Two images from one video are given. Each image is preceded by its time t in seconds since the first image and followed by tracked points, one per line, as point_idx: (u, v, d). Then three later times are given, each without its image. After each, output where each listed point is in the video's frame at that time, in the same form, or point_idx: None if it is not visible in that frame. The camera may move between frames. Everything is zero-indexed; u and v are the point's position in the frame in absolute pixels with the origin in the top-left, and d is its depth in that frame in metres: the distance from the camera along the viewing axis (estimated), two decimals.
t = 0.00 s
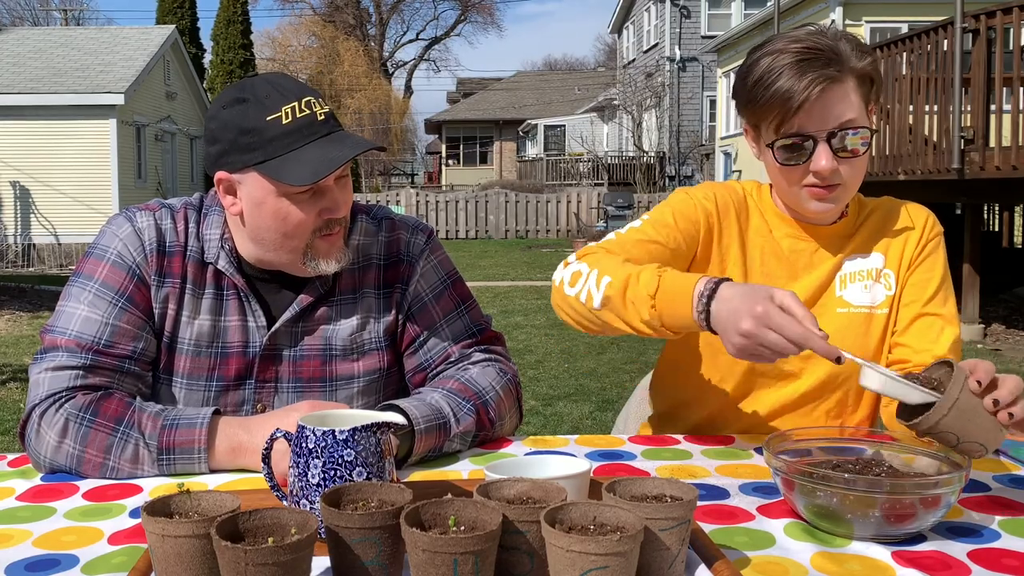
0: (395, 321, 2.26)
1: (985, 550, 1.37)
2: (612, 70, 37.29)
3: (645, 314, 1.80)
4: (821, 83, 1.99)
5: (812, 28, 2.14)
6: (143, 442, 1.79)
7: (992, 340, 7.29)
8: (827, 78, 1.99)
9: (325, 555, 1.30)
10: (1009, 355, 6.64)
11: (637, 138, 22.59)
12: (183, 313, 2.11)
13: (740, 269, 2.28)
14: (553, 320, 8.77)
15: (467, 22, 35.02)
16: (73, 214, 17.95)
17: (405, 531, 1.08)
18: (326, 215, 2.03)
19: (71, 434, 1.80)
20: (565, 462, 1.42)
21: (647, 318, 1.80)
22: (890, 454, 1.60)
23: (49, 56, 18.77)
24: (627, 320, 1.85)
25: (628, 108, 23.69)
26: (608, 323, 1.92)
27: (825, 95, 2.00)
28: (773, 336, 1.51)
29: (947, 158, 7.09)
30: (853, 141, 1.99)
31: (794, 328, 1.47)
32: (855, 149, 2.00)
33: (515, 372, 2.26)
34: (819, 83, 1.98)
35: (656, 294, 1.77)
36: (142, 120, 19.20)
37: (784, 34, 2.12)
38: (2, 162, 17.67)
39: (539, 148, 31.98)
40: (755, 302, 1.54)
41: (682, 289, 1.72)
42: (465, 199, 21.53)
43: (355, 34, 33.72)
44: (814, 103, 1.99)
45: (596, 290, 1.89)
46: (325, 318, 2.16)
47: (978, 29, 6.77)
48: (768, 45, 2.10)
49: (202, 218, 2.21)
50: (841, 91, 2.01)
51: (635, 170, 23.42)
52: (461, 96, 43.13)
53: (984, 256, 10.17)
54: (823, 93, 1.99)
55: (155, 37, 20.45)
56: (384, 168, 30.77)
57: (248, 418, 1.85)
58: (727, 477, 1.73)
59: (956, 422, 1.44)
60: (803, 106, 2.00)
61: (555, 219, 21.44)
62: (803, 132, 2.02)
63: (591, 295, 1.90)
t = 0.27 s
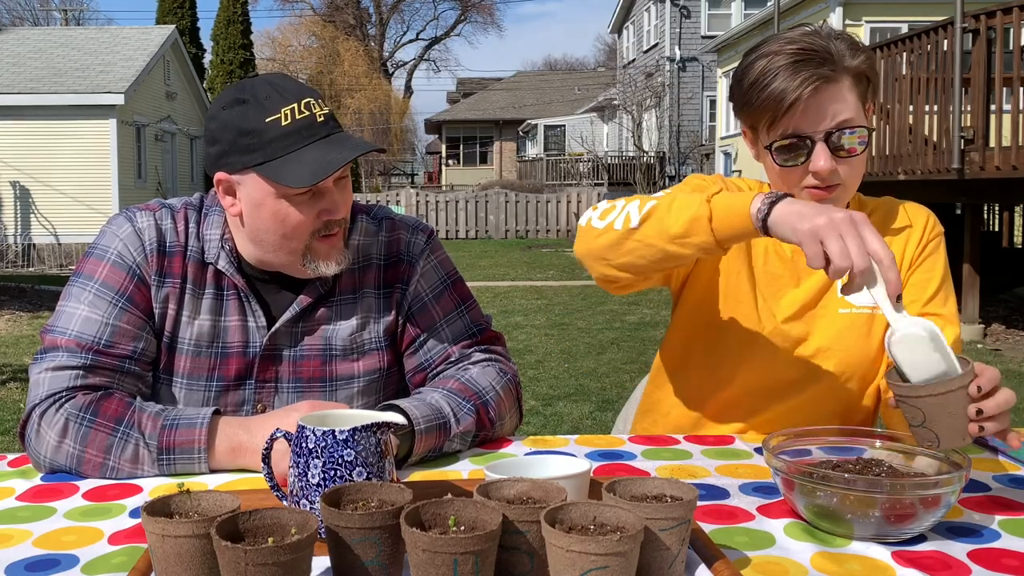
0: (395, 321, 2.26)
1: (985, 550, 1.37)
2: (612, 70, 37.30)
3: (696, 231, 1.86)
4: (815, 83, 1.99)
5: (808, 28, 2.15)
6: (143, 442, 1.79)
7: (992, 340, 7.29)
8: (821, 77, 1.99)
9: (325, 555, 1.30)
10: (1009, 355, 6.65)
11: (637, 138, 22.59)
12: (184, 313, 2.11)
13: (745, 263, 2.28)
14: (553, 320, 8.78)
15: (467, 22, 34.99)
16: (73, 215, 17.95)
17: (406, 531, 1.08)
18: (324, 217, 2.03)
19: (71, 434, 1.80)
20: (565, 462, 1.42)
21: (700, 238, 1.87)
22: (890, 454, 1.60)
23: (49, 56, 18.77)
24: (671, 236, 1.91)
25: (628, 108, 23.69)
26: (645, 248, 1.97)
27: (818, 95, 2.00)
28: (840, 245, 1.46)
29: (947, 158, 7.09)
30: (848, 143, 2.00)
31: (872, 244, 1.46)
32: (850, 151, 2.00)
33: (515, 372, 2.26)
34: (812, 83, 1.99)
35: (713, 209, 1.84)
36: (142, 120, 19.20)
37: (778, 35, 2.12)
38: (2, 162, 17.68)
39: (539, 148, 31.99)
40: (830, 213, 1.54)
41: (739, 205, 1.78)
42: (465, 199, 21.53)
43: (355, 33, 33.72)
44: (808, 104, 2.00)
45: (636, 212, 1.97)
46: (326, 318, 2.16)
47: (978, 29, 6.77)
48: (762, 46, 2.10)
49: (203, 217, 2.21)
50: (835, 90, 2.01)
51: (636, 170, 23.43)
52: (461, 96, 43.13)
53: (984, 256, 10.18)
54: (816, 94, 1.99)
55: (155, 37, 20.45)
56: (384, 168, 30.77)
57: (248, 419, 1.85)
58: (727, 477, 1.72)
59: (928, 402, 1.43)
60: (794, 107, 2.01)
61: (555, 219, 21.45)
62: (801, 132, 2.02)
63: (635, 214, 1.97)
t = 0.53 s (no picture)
0: (395, 320, 2.26)
1: (984, 550, 1.37)
2: (612, 70, 37.29)
3: (698, 209, 1.88)
4: (822, 83, 1.99)
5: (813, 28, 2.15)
6: (143, 442, 1.79)
7: (992, 340, 7.29)
8: (827, 77, 1.99)
9: (325, 555, 1.30)
10: (1009, 355, 6.65)
11: (637, 138, 22.59)
12: (184, 313, 2.11)
13: (745, 262, 2.28)
14: (553, 320, 8.78)
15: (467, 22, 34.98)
16: (73, 215, 17.96)
17: (405, 532, 1.08)
18: (325, 215, 2.03)
19: (71, 434, 1.80)
20: (565, 462, 1.42)
21: (700, 217, 1.88)
22: (890, 454, 1.60)
23: (49, 56, 18.77)
24: (672, 219, 1.92)
25: (628, 108, 23.69)
26: (647, 235, 1.97)
27: (825, 95, 2.00)
28: (844, 198, 1.56)
29: (947, 158, 7.09)
30: (852, 144, 2.01)
31: (877, 211, 1.54)
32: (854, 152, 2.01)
33: (515, 373, 2.26)
34: (819, 82, 1.99)
35: (715, 189, 1.86)
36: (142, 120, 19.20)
37: (785, 35, 2.12)
38: (2, 162, 17.68)
39: (539, 148, 31.99)
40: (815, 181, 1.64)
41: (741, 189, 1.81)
42: (465, 199, 21.53)
43: (355, 33, 33.73)
44: (815, 103, 2.00)
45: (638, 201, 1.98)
46: (325, 318, 2.16)
47: (978, 29, 6.77)
48: (768, 46, 2.10)
49: (203, 217, 2.21)
50: (840, 90, 2.02)
51: (636, 170, 23.42)
52: (461, 96, 43.13)
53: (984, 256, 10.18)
54: (824, 93, 2.00)
55: (156, 37, 20.45)
56: (384, 168, 30.77)
57: (248, 419, 1.85)
58: (727, 477, 1.72)
59: (930, 398, 1.45)
60: (802, 106, 2.01)
61: (555, 219, 21.44)
62: (805, 131, 2.03)
63: (636, 204, 1.98)
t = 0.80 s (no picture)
0: (395, 320, 2.26)
1: (985, 550, 1.37)
2: (612, 70, 37.30)
3: (687, 217, 1.90)
4: (820, 81, 1.99)
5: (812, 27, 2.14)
6: (143, 442, 1.79)
7: (992, 340, 7.29)
8: (826, 73, 1.99)
9: (325, 555, 1.30)
10: (1009, 355, 6.64)
11: (637, 138, 22.58)
12: (184, 313, 2.11)
13: (743, 263, 2.28)
14: (553, 320, 8.78)
15: (467, 22, 34.97)
16: (72, 215, 17.95)
17: (405, 532, 1.08)
18: (325, 215, 2.03)
19: (71, 434, 1.80)
20: (565, 462, 1.42)
21: (690, 225, 1.90)
22: (890, 453, 1.60)
23: (49, 56, 18.77)
24: (663, 226, 1.93)
25: (628, 108, 23.69)
26: (638, 242, 1.97)
27: (825, 95, 2.01)
28: (835, 205, 1.59)
29: (947, 158, 7.09)
30: (853, 143, 2.01)
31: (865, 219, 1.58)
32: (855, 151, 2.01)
33: (515, 373, 2.26)
34: (817, 80, 1.99)
35: (705, 197, 1.89)
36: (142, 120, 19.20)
37: (785, 34, 2.11)
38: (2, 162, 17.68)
39: (539, 148, 31.99)
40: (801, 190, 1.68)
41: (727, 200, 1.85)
42: (465, 199, 21.53)
43: (355, 33, 33.72)
44: (812, 101, 2.00)
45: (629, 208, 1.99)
46: (326, 318, 2.17)
47: (978, 29, 6.77)
48: (768, 46, 2.10)
49: (203, 217, 2.21)
50: (840, 89, 2.02)
51: (636, 170, 23.42)
52: (461, 96, 43.14)
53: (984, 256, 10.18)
54: (821, 91, 2.00)
55: (155, 37, 20.45)
56: (384, 167, 30.76)
57: (248, 419, 1.85)
58: (727, 477, 1.72)
59: (921, 398, 1.45)
60: (801, 104, 2.01)
61: (555, 219, 21.44)
62: (802, 130, 2.03)
63: (627, 211, 1.98)
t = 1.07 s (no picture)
0: (395, 320, 2.26)
1: (985, 550, 1.37)
2: (612, 70, 37.30)
3: (691, 224, 1.89)
4: (815, 80, 1.99)
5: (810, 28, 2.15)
6: (143, 442, 1.79)
7: (992, 340, 7.29)
8: (823, 74, 1.99)
9: (326, 555, 1.30)
10: (1009, 355, 6.65)
11: (637, 138, 22.58)
12: (184, 313, 2.11)
13: (742, 264, 2.28)
14: (553, 320, 8.78)
15: (467, 22, 34.98)
16: (72, 214, 17.95)
17: (405, 531, 1.08)
18: (313, 203, 2.01)
19: (71, 434, 1.80)
20: (565, 462, 1.42)
21: (694, 232, 1.90)
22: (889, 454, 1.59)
23: (49, 56, 18.78)
24: (666, 233, 1.93)
25: (628, 108, 23.69)
26: (641, 247, 1.98)
27: (821, 94, 2.00)
28: (842, 218, 1.58)
29: (947, 158, 7.09)
30: (852, 144, 2.02)
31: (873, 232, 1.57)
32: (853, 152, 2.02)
33: (515, 372, 2.26)
34: (811, 80, 1.99)
35: (709, 204, 1.88)
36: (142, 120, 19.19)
37: (783, 34, 2.11)
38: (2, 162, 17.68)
39: (539, 148, 32.00)
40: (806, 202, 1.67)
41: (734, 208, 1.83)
42: (465, 199, 21.53)
43: (355, 33, 33.73)
44: (807, 102, 2.00)
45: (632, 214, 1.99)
46: (327, 317, 2.17)
47: (978, 29, 6.77)
48: (765, 47, 2.10)
49: (203, 217, 2.21)
50: (837, 90, 2.02)
51: (635, 170, 23.42)
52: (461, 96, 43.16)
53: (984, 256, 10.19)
54: (817, 92, 2.00)
55: (155, 37, 20.45)
56: (384, 167, 30.76)
57: (247, 419, 1.85)
58: (726, 477, 1.72)
59: (913, 400, 1.44)
60: (795, 105, 2.01)
61: (555, 219, 21.44)
62: (799, 131, 2.03)
63: (631, 215, 1.98)
